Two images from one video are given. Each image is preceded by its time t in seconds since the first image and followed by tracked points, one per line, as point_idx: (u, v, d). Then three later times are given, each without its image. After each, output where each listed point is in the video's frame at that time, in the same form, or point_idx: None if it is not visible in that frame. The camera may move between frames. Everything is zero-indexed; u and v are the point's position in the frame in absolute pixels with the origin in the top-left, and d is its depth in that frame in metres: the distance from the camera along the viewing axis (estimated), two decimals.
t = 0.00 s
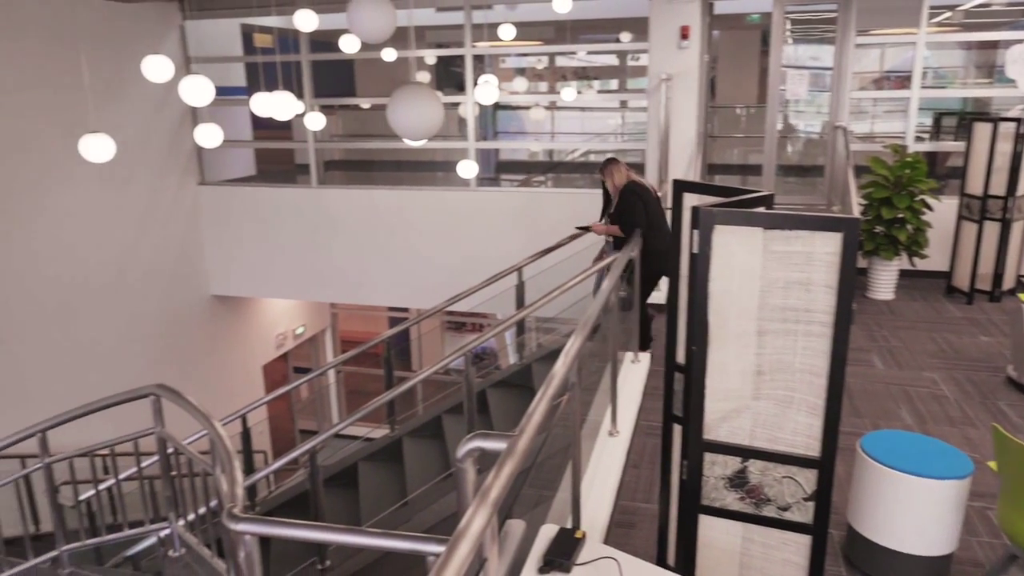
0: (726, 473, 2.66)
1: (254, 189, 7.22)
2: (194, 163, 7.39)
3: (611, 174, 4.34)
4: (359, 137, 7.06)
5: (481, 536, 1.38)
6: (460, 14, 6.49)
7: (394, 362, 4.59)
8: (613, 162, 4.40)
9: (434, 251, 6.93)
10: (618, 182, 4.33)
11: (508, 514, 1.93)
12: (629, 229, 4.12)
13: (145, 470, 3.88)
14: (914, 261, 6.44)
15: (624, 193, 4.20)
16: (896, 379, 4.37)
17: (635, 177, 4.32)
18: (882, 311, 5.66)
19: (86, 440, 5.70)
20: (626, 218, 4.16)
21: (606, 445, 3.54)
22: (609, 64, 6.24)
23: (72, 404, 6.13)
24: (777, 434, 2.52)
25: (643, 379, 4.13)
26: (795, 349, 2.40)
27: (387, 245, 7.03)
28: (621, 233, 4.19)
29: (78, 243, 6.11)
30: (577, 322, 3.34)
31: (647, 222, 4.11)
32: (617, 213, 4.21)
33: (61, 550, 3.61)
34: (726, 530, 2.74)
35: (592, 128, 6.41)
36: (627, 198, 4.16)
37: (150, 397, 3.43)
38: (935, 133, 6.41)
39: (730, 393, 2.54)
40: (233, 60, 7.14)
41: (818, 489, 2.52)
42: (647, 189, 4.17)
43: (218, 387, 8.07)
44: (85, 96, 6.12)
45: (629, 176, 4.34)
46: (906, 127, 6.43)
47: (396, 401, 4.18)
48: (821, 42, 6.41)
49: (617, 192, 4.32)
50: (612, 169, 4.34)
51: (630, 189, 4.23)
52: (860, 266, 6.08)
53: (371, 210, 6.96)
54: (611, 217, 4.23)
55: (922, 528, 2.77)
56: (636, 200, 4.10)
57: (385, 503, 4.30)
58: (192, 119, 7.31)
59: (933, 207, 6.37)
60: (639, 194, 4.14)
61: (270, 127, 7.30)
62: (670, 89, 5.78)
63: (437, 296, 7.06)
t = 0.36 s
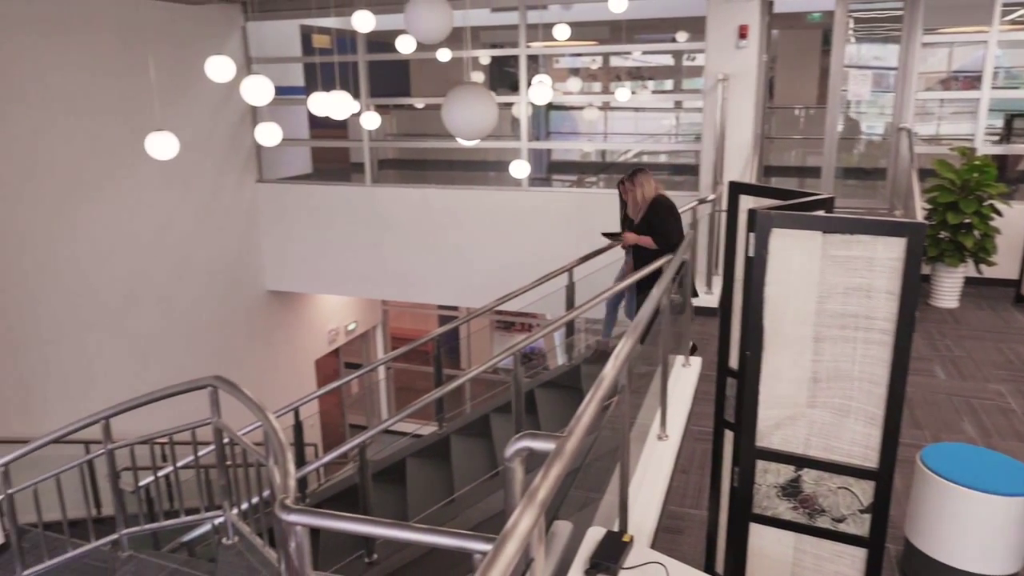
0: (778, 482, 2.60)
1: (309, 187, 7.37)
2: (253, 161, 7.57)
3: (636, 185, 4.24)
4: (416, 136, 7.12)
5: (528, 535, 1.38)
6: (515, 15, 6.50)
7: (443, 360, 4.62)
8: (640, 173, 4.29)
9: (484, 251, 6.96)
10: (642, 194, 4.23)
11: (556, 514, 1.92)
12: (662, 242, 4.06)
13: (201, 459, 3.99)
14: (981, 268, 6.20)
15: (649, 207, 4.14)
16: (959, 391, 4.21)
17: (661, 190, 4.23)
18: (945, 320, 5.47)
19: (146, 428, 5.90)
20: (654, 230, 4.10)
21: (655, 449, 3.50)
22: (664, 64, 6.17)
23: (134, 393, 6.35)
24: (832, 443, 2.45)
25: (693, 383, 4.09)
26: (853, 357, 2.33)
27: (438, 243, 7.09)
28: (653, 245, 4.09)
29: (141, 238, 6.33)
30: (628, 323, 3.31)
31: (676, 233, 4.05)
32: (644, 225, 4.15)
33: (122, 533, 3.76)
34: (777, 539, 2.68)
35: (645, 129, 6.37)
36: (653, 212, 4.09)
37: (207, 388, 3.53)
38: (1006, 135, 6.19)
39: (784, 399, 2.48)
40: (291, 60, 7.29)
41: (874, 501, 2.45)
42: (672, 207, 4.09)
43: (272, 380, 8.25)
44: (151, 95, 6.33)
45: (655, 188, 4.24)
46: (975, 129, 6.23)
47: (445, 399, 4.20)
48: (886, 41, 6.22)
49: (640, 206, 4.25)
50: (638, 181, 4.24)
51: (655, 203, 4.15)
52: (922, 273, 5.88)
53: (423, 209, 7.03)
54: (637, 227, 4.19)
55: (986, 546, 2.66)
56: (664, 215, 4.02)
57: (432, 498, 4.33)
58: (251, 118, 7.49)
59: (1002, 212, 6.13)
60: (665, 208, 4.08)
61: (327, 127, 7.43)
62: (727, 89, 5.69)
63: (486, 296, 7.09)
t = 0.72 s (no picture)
0: (817, 481, 2.57)
1: (348, 177, 7.45)
2: (294, 151, 7.67)
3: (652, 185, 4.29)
4: (455, 128, 7.12)
5: (561, 529, 1.39)
6: (555, 6, 6.47)
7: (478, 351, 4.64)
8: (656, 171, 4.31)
9: (520, 242, 6.96)
10: (656, 194, 4.29)
11: (591, 507, 1.91)
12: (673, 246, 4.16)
13: (242, 443, 4.07)
14: None
15: (660, 209, 4.21)
16: (1008, 392, 4.09)
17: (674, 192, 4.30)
18: (993, 319, 5.32)
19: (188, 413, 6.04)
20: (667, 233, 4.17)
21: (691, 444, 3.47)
22: (705, 56, 6.09)
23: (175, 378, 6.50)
24: (874, 443, 2.40)
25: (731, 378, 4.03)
26: (897, 355, 2.28)
27: (475, 235, 7.11)
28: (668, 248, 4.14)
29: (184, 227, 6.45)
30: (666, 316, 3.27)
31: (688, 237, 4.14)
32: (656, 227, 4.22)
33: (164, 514, 3.86)
34: (815, 538, 2.64)
35: (686, 122, 6.29)
36: (667, 214, 4.16)
37: (248, 374, 3.59)
38: None
39: (826, 397, 2.43)
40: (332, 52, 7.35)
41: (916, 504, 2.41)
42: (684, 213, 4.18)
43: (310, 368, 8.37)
44: (195, 86, 6.44)
45: (669, 188, 4.30)
46: None
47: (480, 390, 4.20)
48: (937, 32, 6.06)
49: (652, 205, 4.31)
50: (656, 179, 4.27)
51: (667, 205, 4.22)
52: (970, 271, 5.73)
53: (461, 201, 7.06)
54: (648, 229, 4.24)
55: None
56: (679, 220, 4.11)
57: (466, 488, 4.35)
58: (293, 109, 7.59)
59: None
60: (680, 212, 4.15)
61: (367, 118, 7.50)
62: (771, 81, 5.59)
63: (522, 287, 7.09)
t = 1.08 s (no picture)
0: (874, 480, 2.50)
1: (401, 163, 7.51)
2: (350, 137, 7.77)
3: (676, 195, 4.17)
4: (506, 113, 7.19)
5: (609, 518, 1.39)
6: None
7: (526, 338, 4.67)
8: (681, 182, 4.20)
9: (572, 230, 6.93)
10: (676, 206, 4.19)
11: (640, 496, 1.89)
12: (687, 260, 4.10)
13: (295, 422, 4.16)
14: None
15: (681, 221, 4.11)
16: None
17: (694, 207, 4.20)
18: None
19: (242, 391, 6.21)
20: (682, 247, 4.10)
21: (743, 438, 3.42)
22: (767, 42, 5.95)
23: (231, 356, 6.68)
24: (935, 443, 2.32)
25: (785, 372, 3.95)
26: (963, 353, 2.19)
27: (526, 222, 7.10)
28: (677, 263, 4.12)
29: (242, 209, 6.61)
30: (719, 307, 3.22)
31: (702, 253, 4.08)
32: (673, 239, 4.13)
33: (221, 488, 3.98)
34: (870, 537, 2.58)
35: (743, 110, 6.16)
36: (687, 229, 4.07)
37: (303, 354, 3.66)
38: None
39: (885, 394, 2.36)
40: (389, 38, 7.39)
41: (979, 507, 2.33)
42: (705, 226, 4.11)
43: (362, 351, 8.51)
44: (254, 70, 6.57)
45: (691, 202, 4.20)
46: None
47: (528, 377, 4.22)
48: (1012, 16, 5.78)
49: (671, 217, 4.21)
50: (679, 191, 4.16)
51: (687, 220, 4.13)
52: None
53: (513, 188, 7.06)
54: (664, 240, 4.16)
55: None
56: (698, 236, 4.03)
57: (512, 474, 4.38)
58: (349, 95, 7.68)
59: None
60: (699, 229, 4.06)
61: (422, 104, 7.55)
62: (834, 68, 5.42)
63: (573, 275, 7.07)
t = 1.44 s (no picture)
0: (933, 481, 2.42)
1: (454, 149, 7.55)
2: (404, 123, 7.84)
3: (690, 208, 4.13)
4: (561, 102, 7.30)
5: (657, 510, 1.38)
6: None
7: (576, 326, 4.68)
8: (689, 197, 4.14)
9: (624, 219, 6.87)
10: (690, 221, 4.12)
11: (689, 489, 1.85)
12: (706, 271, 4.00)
13: (347, 403, 4.24)
14: None
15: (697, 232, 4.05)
16: None
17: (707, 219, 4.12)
18: None
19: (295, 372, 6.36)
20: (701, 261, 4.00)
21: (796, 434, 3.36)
22: (830, 28, 5.77)
23: (286, 338, 6.84)
24: (1001, 446, 2.22)
25: (842, 368, 3.86)
26: None
27: (578, 210, 7.07)
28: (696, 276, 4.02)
29: (298, 194, 6.73)
30: (776, 301, 3.18)
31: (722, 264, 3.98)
32: (691, 251, 4.04)
33: (274, 465, 4.09)
34: (927, 540, 2.50)
35: (805, 98, 6.02)
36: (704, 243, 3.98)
37: (355, 337, 3.72)
38: None
39: (948, 394, 2.28)
40: (445, 24, 7.41)
41: None
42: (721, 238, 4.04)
43: (413, 336, 8.62)
44: (312, 56, 6.67)
45: (704, 216, 4.15)
46: None
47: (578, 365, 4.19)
48: None
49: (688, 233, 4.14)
50: (689, 207, 4.12)
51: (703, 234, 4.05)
52: None
53: (565, 176, 7.02)
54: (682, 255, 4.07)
55: None
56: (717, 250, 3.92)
57: (557, 462, 4.39)
58: (405, 81, 7.73)
59: None
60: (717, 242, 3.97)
61: (476, 91, 7.52)
62: (902, 55, 5.23)
63: (624, 265, 7.01)
